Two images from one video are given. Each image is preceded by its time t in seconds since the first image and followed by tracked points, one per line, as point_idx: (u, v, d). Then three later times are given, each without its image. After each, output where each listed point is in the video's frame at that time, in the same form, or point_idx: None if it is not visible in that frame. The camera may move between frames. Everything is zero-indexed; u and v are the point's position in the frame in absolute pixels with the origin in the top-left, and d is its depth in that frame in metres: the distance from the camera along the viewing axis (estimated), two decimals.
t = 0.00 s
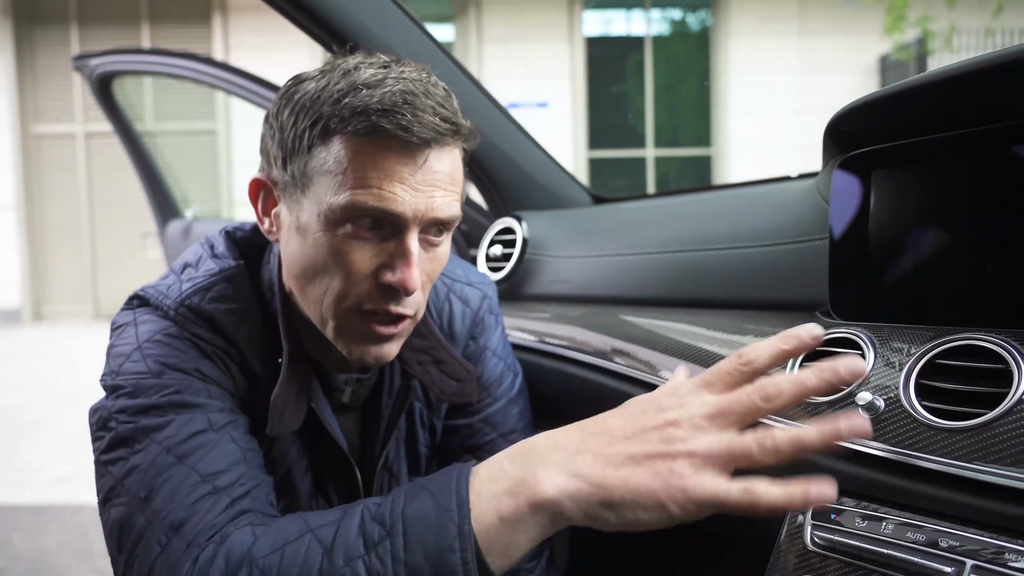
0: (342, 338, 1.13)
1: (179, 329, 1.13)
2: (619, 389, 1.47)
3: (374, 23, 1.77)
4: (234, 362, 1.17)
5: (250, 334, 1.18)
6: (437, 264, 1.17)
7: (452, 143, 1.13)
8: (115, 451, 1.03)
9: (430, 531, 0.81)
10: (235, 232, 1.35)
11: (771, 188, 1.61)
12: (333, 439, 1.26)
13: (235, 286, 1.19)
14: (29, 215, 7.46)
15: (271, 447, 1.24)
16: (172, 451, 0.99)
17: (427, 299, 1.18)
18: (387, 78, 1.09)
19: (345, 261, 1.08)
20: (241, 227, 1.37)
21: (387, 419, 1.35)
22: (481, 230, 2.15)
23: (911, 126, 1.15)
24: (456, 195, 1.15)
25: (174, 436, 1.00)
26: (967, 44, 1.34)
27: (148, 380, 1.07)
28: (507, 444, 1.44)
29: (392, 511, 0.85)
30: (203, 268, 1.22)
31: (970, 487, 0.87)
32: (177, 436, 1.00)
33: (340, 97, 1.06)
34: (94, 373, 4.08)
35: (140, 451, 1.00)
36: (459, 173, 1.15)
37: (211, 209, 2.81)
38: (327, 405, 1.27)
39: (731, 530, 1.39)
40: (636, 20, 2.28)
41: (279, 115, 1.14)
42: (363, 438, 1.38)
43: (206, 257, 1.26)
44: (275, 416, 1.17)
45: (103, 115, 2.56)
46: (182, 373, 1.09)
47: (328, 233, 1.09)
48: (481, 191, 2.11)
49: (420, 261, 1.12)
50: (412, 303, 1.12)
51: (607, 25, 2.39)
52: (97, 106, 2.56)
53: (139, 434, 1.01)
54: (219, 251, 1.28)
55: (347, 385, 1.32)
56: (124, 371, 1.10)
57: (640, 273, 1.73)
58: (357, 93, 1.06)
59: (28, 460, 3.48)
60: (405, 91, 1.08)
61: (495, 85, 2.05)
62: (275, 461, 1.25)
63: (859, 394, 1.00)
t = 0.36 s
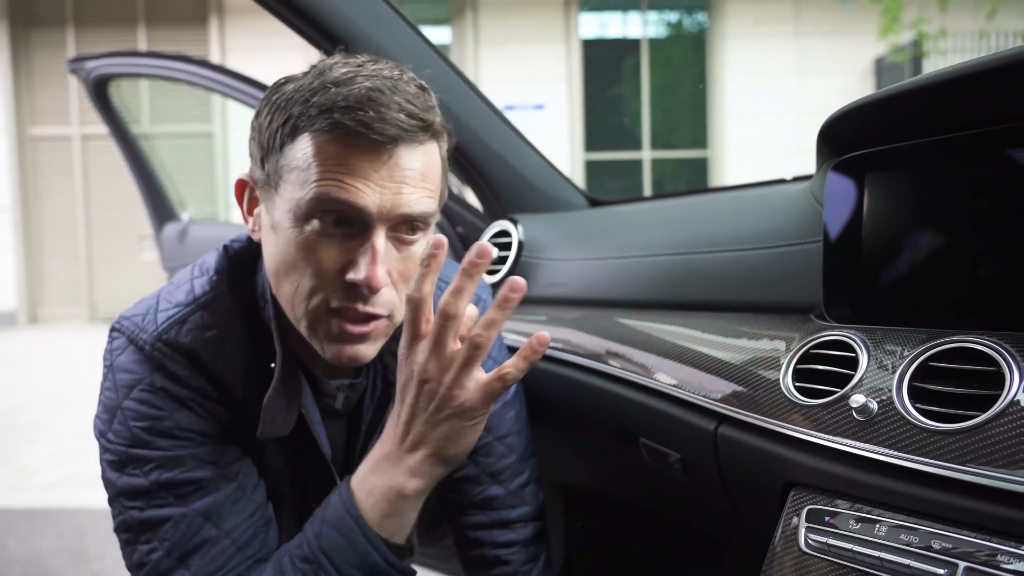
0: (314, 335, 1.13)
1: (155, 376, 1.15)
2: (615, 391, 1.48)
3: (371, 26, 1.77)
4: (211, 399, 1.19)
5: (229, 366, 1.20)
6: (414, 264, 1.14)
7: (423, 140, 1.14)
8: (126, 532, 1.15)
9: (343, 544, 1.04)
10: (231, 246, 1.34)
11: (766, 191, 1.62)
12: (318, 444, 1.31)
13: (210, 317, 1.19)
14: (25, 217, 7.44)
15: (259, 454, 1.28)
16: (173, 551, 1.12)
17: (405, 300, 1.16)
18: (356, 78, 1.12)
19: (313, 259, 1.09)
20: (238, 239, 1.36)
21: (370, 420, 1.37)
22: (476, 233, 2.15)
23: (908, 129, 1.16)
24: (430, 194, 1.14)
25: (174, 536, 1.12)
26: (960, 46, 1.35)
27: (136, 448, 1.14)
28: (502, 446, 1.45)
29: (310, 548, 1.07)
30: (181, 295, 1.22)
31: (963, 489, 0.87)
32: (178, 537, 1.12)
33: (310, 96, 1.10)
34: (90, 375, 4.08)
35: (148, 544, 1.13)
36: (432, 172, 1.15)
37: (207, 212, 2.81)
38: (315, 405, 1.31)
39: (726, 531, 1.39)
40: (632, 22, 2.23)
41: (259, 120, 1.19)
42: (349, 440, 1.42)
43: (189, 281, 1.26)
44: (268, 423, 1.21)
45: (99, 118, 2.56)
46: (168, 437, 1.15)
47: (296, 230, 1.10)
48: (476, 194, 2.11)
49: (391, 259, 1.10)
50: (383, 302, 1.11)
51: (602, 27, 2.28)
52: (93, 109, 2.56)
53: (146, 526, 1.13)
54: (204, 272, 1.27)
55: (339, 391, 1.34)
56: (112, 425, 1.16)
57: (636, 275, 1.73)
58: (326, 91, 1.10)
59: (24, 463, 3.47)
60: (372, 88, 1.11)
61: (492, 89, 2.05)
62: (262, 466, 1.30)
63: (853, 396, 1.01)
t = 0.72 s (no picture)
0: (304, 330, 1.13)
1: (150, 373, 1.15)
2: (614, 392, 1.48)
3: (370, 28, 1.78)
4: (207, 397, 1.19)
5: (225, 364, 1.20)
6: (406, 259, 1.13)
7: (414, 135, 1.14)
8: (120, 529, 1.16)
9: (340, 551, 1.05)
10: (229, 244, 1.33)
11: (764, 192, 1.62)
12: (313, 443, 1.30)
13: (207, 315, 1.20)
14: (23, 218, 7.43)
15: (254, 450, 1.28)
16: (168, 548, 1.12)
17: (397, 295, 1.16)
18: (348, 73, 1.13)
19: (303, 252, 1.09)
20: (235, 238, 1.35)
21: (365, 419, 1.36)
22: (476, 235, 2.15)
23: (907, 130, 1.16)
24: (421, 189, 1.14)
25: (168, 533, 1.12)
26: (959, 49, 1.35)
27: (131, 445, 1.14)
28: (500, 447, 1.45)
29: (308, 552, 1.08)
30: (177, 293, 1.22)
31: (961, 490, 0.87)
32: (172, 534, 1.13)
33: (301, 92, 1.11)
34: (89, 376, 4.08)
35: (143, 540, 1.13)
36: (424, 167, 1.15)
37: (207, 212, 2.80)
38: (311, 403, 1.30)
39: (725, 533, 1.39)
40: (631, 24, 2.21)
41: (256, 116, 1.21)
42: (345, 442, 1.40)
43: (186, 279, 1.26)
44: (264, 420, 1.21)
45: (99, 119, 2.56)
46: (163, 434, 1.15)
47: (287, 224, 1.10)
48: (476, 196, 2.11)
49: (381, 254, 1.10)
50: (373, 297, 1.11)
51: (602, 29, 2.23)
52: (93, 110, 2.56)
53: (140, 522, 1.13)
54: (202, 271, 1.28)
55: (334, 390, 1.34)
56: (107, 422, 1.16)
57: (635, 276, 1.73)
58: (318, 86, 1.11)
59: (23, 463, 3.47)
60: (363, 83, 1.11)
61: (491, 91, 2.05)
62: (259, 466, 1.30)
63: (851, 397, 1.01)
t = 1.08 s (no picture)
0: (301, 333, 1.13)
1: (147, 373, 1.15)
2: (613, 392, 1.48)
3: (368, 28, 1.77)
4: (204, 397, 1.19)
5: (223, 364, 1.20)
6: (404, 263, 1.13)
7: (413, 139, 1.14)
8: (117, 529, 1.16)
9: (344, 553, 1.06)
10: (228, 245, 1.33)
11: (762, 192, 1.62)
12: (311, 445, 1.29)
13: (205, 316, 1.20)
14: (22, 219, 7.43)
15: (252, 450, 1.28)
16: (166, 547, 1.13)
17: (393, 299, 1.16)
18: (347, 76, 1.13)
19: (301, 256, 1.09)
20: (236, 240, 1.35)
21: (363, 420, 1.36)
22: (474, 235, 2.15)
23: (907, 130, 1.16)
24: (419, 193, 1.14)
25: (166, 533, 1.13)
26: (958, 50, 1.35)
27: (129, 445, 1.14)
28: (498, 447, 1.45)
29: (311, 554, 1.09)
30: (175, 293, 1.22)
31: (958, 489, 0.87)
32: (170, 533, 1.13)
33: (300, 95, 1.11)
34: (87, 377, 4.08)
35: (141, 540, 1.14)
36: (422, 172, 1.15)
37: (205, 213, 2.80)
38: (310, 405, 1.29)
39: (725, 534, 1.39)
40: (630, 24, 2.18)
41: (254, 118, 1.21)
42: (343, 442, 1.41)
43: (185, 279, 1.26)
44: (263, 422, 1.22)
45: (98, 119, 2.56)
46: (161, 435, 1.15)
47: (284, 227, 1.10)
48: (474, 197, 2.12)
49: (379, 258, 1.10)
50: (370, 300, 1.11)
51: (601, 30, 2.23)
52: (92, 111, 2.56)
53: (138, 522, 1.14)
54: (201, 271, 1.28)
55: (333, 390, 1.35)
56: (104, 422, 1.16)
57: (634, 277, 1.74)
58: (317, 89, 1.11)
59: (21, 464, 3.47)
60: (361, 86, 1.11)
61: (489, 91, 2.06)
62: (257, 465, 1.31)
63: (849, 397, 1.01)
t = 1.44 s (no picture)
0: (371, 348, 1.12)
1: (138, 370, 1.15)
2: (613, 394, 1.48)
3: (368, 30, 1.77)
4: (197, 395, 1.18)
5: (217, 361, 1.19)
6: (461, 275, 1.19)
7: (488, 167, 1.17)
8: (110, 527, 1.15)
9: (366, 531, 1.10)
10: (218, 246, 1.35)
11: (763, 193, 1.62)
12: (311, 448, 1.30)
13: (197, 314, 1.20)
14: (23, 221, 7.44)
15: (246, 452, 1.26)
16: (164, 544, 1.12)
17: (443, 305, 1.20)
18: (433, 102, 1.10)
19: (389, 275, 1.07)
20: (226, 240, 1.37)
21: (365, 424, 1.39)
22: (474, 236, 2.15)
23: (909, 130, 1.16)
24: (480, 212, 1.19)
25: (163, 529, 1.13)
26: (959, 50, 1.35)
27: (121, 442, 1.14)
28: (497, 449, 1.45)
29: (328, 535, 1.11)
30: (167, 292, 1.22)
31: (960, 492, 0.87)
32: (167, 529, 1.13)
33: (390, 116, 1.06)
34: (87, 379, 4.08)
35: (136, 537, 1.13)
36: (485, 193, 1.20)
37: (205, 214, 2.80)
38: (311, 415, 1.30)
39: (725, 535, 1.39)
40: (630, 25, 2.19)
41: (311, 124, 1.09)
42: (343, 445, 1.40)
43: (178, 279, 1.26)
44: (258, 426, 1.21)
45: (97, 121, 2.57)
46: (155, 431, 1.15)
47: (372, 249, 1.07)
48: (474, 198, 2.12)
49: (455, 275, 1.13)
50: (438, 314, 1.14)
51: (601, 31, 2.25)
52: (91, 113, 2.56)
53: (132, 519, 1.13)
54: (195, 272, 1.28)
55: (332, 391, 1.34)
56: (96, 420, 1.16)
57: (634, 279, 1.73)
58: (411, 116, 1.07)
59: (20, 465, 3.47)
60: (454, 117, 1.10)
61: (490, 93, 2.06)
62: (253, 467, 1.29)
63: (851, 399, 1.01)
